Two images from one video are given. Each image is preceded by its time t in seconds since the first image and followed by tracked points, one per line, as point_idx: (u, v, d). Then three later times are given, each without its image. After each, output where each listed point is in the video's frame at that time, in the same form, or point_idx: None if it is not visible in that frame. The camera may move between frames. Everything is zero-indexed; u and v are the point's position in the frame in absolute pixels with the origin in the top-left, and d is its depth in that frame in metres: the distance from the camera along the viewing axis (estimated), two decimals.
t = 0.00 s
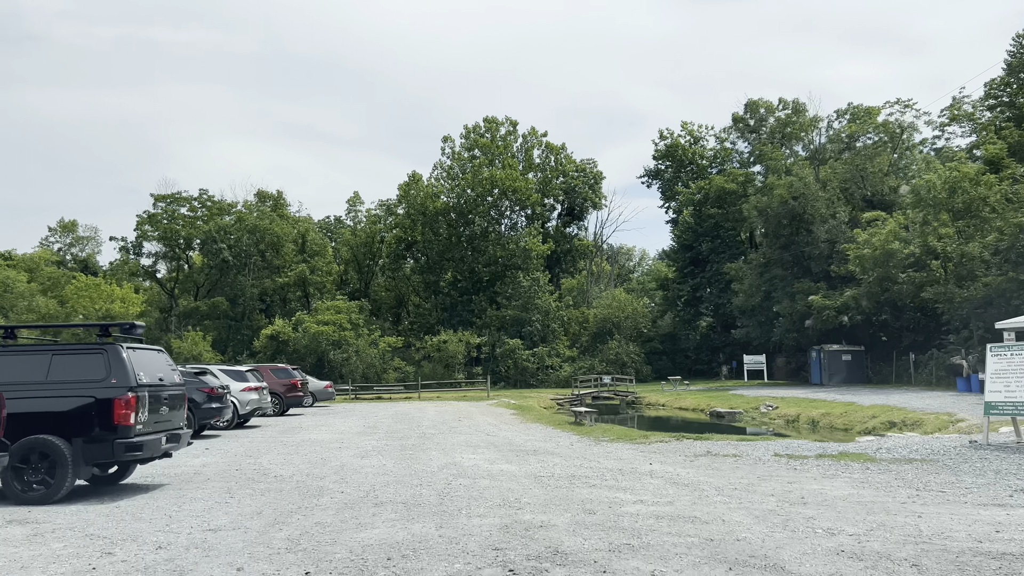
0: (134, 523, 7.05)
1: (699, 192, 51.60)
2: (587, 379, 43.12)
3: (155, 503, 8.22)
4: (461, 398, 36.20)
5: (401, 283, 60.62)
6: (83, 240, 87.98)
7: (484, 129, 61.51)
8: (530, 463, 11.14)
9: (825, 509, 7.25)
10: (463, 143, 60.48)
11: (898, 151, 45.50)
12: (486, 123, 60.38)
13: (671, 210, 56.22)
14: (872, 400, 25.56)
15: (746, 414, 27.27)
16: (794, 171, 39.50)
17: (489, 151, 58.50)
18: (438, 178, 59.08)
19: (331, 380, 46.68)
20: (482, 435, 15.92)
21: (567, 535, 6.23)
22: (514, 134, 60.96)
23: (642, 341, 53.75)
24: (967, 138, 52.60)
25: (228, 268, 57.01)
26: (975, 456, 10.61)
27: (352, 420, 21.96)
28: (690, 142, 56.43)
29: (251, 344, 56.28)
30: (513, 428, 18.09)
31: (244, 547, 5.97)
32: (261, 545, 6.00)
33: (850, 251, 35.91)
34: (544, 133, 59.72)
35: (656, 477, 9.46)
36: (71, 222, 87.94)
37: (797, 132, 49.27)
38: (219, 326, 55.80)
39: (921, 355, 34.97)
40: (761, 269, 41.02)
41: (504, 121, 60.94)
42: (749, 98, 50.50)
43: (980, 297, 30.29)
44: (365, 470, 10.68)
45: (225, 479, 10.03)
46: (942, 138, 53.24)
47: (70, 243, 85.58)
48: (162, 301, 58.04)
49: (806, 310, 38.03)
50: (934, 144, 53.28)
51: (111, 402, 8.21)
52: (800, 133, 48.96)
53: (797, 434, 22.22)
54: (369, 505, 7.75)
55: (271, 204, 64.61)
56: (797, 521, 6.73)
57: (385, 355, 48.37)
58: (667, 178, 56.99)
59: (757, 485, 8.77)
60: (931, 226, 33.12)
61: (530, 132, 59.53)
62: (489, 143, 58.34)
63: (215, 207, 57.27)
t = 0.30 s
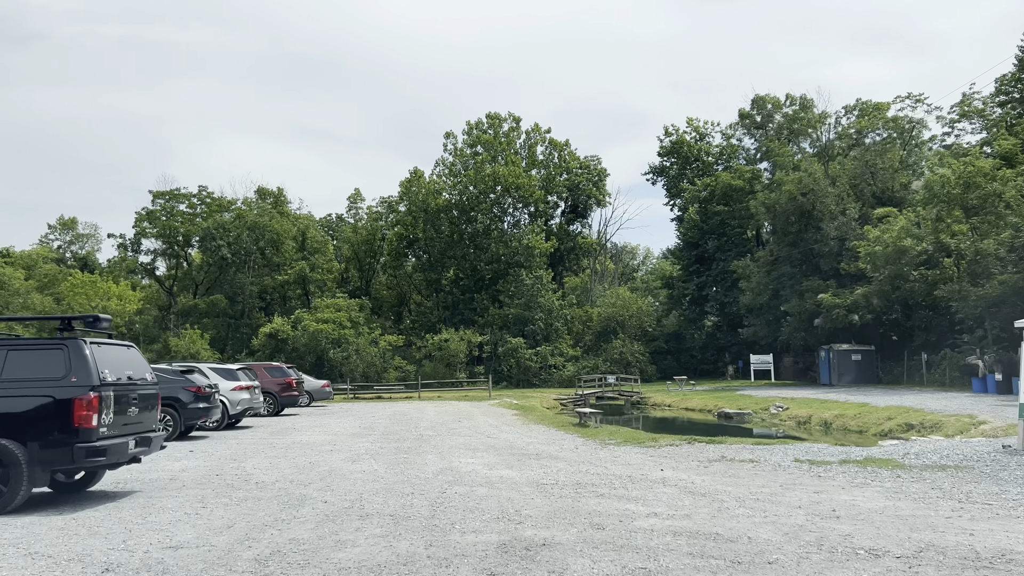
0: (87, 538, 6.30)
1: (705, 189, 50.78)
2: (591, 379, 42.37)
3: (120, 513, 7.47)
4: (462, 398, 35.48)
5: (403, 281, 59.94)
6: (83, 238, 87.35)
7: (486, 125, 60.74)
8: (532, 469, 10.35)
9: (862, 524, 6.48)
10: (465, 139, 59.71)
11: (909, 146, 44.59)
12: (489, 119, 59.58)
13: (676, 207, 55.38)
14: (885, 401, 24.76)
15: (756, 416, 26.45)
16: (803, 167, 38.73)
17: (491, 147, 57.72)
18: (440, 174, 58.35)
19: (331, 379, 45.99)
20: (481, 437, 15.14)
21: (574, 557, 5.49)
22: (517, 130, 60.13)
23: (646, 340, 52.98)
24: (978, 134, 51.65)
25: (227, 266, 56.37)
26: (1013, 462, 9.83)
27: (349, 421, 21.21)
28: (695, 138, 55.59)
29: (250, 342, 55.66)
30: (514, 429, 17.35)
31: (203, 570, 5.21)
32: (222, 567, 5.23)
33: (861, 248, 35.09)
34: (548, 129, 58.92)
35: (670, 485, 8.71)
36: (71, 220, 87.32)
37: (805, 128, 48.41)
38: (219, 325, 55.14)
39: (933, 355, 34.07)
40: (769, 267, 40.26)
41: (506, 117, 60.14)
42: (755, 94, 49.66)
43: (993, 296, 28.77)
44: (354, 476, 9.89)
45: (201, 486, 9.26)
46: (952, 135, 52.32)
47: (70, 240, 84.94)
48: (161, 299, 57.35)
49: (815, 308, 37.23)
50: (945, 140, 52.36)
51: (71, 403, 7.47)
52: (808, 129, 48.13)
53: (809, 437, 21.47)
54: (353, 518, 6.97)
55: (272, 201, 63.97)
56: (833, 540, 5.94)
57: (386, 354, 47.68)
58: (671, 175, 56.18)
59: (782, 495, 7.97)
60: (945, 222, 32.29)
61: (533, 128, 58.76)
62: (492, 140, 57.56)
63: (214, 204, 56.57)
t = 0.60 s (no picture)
0: (29, 558, 5.55)
1: (710, 185, 49.97)
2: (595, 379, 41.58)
3: (76, 525, 6.74)
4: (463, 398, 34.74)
5: (404, 279, 59.25)
6: (83, 236, 86.66)
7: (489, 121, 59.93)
8: (534, 475, 9.60)
9: (907, 543, 5.72)
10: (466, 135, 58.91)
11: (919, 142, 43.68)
12: (491, 115, 58.79)
13: (681, 204, 54.58)
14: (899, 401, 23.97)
15: (765, 416, 25.65)
16: (812, 161, 37.91)
17: (494, 143, 56.89)
18: (442, 171, 57.61)
19: (330, 378, 45.29)
20: (481, 439, 14.42)
21: None
22: (520, 126, 59.29)
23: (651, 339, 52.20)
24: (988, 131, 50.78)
25: (226, 264, 55.70)
26: None
27: (344, 421, 20.47)
28: (700, 134, 54.73)
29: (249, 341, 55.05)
30: (515, 431, 16.61)
31: None
32: None
33: (871, 244, 34.28)
34: (551, 125, 58.12)
35: (686, 494, 7.96)
36: (71, 217, 86.65)
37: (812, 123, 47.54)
38: (218, 323, 54.48)
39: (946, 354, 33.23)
40: (777, 264, 39.46)
41: (509, 113, 59.33)
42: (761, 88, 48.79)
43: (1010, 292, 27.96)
44: (341, 482, 9.14)
45: (174, 494, 8.52)
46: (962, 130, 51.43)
47: (70, 238, 84.26)
48: (160, 297, 56.66)
49: (824, 306, 36.43)
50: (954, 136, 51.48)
51: (21, 404, 6.75)
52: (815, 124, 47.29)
53: (822, 439, 20.72)
54: (332, 534, 6.22)
55: (272, 198, 63.27)
56: (877, 563, 5.18)
57: (386, 353, 47.00)
58: (676, 172, 55.36)
59: (810, 506, 7.21)
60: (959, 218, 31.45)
61: (536, 124, 57.97)
62: (494, 136, 56.73)
63: (213, 201, 55.80)
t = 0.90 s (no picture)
0: None
1: (716, 182, 49.16)
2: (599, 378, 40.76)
3: (20, 541, 5.99)
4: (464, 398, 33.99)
5: (406, 277, 58.51)
6: (83, 234, 85.95)
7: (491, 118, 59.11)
8: (536, 482, 8.85)
9: (971, 569, 4.92)
10: (469, 132, 58.10)
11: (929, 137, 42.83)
12: (494, 111, 57.99)
13: (686, 201, 53.74)
14: (916, 401, 23.18)
15: (775, 417, 24.84)
16: (821, 156, 37.09)
17: (496, 140, 56.04)
18: (444, 168, 56.84)
19: (331, 378, 44.61)
20: (481, 442, 13.68)
21: None
22: (522, 123, 58.45)
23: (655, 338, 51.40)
24: (998, 126, 49.85)
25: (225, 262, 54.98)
26: None
27: (339, 422, 19.72)
28: (706, 130, 53.88)
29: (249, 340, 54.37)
30: (517, 432, 15.84)
31: None
32: None
33: (883, 240, 33.44)
34: (554, 121, 57.31)
35: (706, 506, 7.19)
36: (71, 216, 85.87)
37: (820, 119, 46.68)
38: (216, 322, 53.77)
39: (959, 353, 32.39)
40: (785, 261, 38.66)
41: (512, 109, 58.48)
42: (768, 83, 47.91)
43: None
44: (328, 490, 8.39)
45: (142, 504, 7.77)
46: (972, 125, 50.49)
47: (70, 237, 83.48)
48: (159, 295, 55.77)
49: (834, 304, 35.61)
50: (965, 131, 50.56)
51: None
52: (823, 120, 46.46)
53: (836, 441, 19.94)
54: (306, 554, 5.46)
55: (272, 196, 62.53)
56: None
57: (387, 351, 46.28)
58: (681, 169, 54.55)
59: (845, 521, 6.43)
60: (973, 213, 30.60)
61: (539, 120, 57.16)
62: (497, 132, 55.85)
63: (212, 197, 55.02)
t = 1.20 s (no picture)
0: None
1: (721, 178, 48.37)
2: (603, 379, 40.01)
3: None
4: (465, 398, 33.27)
5: (407, 275, 57.76)
6: (83, 233, 85.24)
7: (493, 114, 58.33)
8: (536, 491, 8.09)
9: None
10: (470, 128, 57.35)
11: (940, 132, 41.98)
12: (496, 107, 57.22)
13: (691, 198, 52.94)
14: (931, 401, 22.38)
15: (785, 418, 24.06)
16: (830, 151, 36.32)
17: (498, 136, 55.27)
18: (445, 165, 56.10)
19: (331, 378, 43.93)
20: (479, 445, 12.93)
21: None
22: (525, 119, 57.67)
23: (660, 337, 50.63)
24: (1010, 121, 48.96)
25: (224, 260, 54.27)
26: None
27: (334, 423, 18.99)
28: (711, 127, 53.07)
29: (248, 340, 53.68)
30: (517, 434, 15.11)
31: None
32: None
33: (894, 236, 32.65)
34: (557, 118, 56.53)
35: (725, 521, 6.44)
36: (71, 214, 85.17)
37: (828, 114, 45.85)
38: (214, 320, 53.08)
39: (972, 353, 31.53)
40: (793, 258, 37.89)
41: (514, 105, 57.69)
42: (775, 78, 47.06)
43: None
44: (307, 501, 7.62)
45: (99, 516, 7.01)
46: (983, 120, 49.60)
47: (70, 236, 82.70)
48: (158, 294, 54.65)
49: (843, 301, 34.83)
50: (975, 127, 49.66)
51: None
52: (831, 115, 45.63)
53: (850, 443, 19.19)
54: None
55: (272, 194, 61.82)
56: None
57: (387, 351, 45.52)
58: (686, 165, 53.74)
59: (887, 539, 5.66)
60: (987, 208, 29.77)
61: (542, 116, 56.41)
62: (499, 129, 55.07)
63: (211, 195, 54.31)
